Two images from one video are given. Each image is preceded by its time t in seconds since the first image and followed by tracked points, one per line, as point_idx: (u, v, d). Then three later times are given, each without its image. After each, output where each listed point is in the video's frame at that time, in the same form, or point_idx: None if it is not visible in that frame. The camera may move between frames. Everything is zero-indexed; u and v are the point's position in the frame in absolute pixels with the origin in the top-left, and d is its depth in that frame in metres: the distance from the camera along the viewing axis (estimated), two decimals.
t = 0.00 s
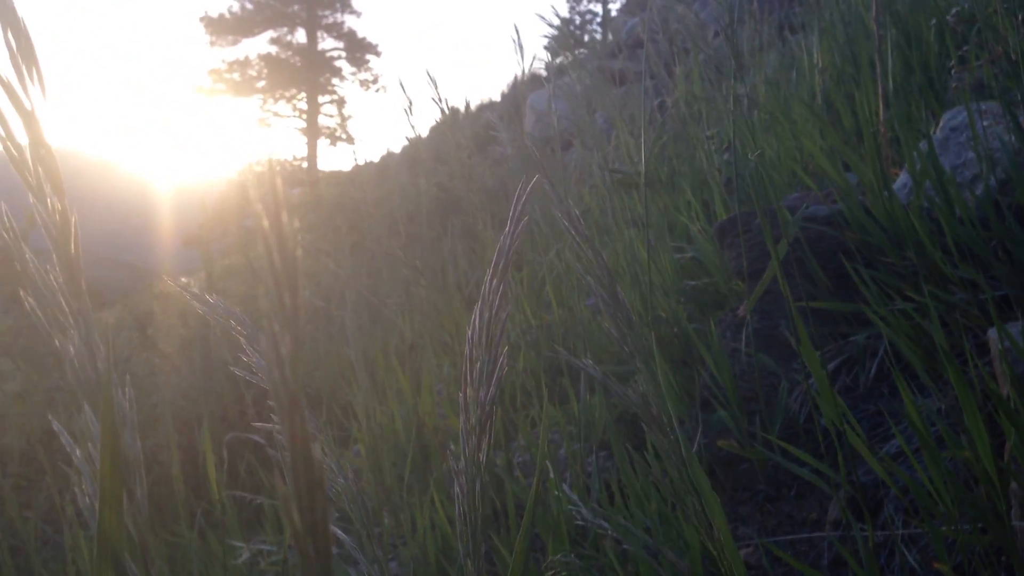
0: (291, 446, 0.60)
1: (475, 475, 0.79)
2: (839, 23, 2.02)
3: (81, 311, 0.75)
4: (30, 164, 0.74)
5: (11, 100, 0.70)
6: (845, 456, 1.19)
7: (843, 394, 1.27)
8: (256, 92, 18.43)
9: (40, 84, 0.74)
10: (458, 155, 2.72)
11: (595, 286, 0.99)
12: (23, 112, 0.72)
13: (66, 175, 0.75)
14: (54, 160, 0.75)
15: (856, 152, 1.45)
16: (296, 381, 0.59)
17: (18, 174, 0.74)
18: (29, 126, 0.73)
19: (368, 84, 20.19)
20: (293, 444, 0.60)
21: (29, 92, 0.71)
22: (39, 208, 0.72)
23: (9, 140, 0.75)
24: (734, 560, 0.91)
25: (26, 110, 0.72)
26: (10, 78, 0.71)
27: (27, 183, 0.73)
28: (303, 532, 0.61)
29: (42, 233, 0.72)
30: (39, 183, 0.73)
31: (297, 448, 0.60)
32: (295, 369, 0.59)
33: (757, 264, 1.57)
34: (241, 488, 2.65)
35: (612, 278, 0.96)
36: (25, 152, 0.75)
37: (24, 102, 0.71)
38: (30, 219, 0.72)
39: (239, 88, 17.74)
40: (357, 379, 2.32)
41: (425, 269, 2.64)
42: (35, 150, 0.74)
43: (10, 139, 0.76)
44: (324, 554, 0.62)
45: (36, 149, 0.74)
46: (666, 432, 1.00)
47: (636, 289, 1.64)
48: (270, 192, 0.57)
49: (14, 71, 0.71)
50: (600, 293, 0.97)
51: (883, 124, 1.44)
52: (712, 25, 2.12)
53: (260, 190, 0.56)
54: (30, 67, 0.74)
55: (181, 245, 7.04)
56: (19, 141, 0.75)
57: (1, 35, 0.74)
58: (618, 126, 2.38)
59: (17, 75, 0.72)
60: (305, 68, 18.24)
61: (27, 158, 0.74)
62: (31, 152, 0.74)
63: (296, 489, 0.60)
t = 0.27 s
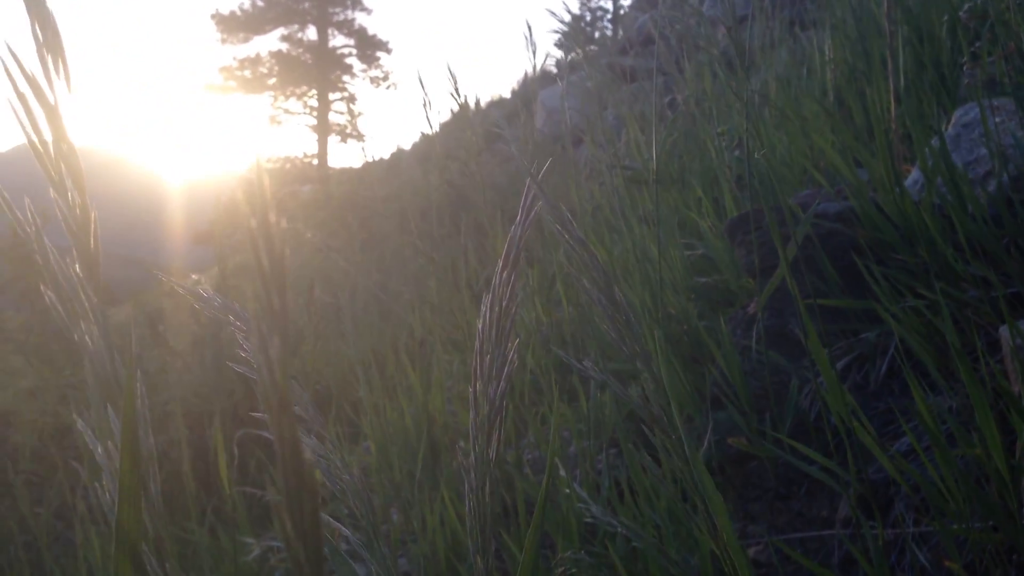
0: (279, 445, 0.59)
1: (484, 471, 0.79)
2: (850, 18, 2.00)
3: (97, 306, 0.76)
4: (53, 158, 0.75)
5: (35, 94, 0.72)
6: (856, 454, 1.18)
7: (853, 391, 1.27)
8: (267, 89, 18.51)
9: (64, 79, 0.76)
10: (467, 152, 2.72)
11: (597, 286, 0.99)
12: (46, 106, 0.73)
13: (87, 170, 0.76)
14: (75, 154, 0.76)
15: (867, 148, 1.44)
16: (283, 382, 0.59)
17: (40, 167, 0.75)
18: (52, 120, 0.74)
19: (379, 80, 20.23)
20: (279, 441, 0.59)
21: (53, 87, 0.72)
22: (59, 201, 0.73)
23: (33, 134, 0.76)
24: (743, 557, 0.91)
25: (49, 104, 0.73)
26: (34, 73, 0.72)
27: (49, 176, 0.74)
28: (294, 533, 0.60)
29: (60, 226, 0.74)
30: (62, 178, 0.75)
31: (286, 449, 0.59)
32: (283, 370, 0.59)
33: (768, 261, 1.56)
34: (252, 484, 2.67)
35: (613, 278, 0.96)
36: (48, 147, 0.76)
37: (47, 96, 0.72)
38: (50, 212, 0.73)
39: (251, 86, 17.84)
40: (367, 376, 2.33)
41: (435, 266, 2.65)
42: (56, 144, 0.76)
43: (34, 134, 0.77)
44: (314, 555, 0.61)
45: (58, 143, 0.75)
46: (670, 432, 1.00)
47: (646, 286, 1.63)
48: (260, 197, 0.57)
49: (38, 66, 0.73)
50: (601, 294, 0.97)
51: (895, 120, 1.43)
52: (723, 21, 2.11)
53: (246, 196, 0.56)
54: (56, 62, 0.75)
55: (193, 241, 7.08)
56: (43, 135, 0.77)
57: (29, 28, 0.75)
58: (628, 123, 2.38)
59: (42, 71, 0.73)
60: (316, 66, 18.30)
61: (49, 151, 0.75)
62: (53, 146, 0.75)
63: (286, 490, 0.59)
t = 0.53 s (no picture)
0: (290, 447, 0.58)
1: (491, 473, 0.80)
2: (858, 19, 2.00)
3: (113, 308, 0.78)
4: (72, 164, 0.74)
5: (56, 100, 0.71)
6: (863, 456, 1.18)
7: (861, 393, 1.26)
8: (274, 91, 18.58)
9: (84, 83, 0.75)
10: (474, 154, 2.73)
11: (610, 285, 0.99)
12: (67, 112, 0.73)
13: (107, 175, 0.76)
14: (95, 158, 0.76)
15: (875, 150, 1.43)
16: (297, 381, 0.59)
17: (59, 172, 0.75)
18: (72, 126, 0.74)
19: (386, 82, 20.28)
20: (293, 443, 0.58)
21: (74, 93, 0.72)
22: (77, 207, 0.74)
23: (54, 137, 0.76)
24: (750, 559, 0.91)
25: (70, 109, 0.73)
26: (55, 79, 0.72)
27: (68, 182, 0.75)
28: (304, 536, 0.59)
29: (80, 231, 0.74)
30: (81, 183, 0.75)
31: (298, 449, 0.59)
32: (295, 370, 0.59)
33: (775, 262, 1.56)
34: (260, 486, 2.68)
35: (626, 277, 0.96)
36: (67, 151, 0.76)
37: (68, 103, 0.72)
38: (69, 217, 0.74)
39: (258, 88, 17.91)
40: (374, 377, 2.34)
41: (442, 267, 2.65)
42: (76, 149, 0.75)
43: (55, 137, 0.77)
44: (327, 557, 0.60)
45: (77, 147, 0.74)
46: (680, 431, 1.01)
47: (653, 288, 1.64)
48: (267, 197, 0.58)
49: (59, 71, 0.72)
50: (615, 293, 0.97)
51: (903, 122, 1.43)
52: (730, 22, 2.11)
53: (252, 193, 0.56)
54: (77, 69, 0.75)
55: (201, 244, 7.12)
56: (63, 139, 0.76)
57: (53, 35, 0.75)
58: (635, 125, 2.38)
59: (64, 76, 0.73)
60: (323, 68, 18.36)
61: (68, 157, 0.75)
62: (72, 151, 0.74)
63: (298, 488, 0.59)
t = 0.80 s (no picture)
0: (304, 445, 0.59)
1: (501, 471, 0.80)
2: (867, 18, 1.99)
3: (113, 307, 0.78)
4: (70, 164, 0.79)
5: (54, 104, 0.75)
6: (873, 455, 1.18)
7: (870, 392, 1.26)
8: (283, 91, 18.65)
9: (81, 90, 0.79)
10: (482, 153, 2.73)
11: (618, 286, 0.99)
12: (65, 116, 0.76)
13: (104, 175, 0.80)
14: (92, 160, 0.80)
15: (884, 149, 1.43)
16: (319, 378, 0.59)
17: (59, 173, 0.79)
18: (71, 129, 0.78)
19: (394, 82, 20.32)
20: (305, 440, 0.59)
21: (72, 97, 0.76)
22: (76, 204, 0.77)
23: (52, 141, 0.81)
24: (760, 557, 0.91)
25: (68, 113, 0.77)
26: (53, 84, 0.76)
27: (67, 183, 0.78)
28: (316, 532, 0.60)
29: (79, 230, 0.77)
30: (79, 184, 0.79)
31: (315, 444, 0.59)
32: (315, 366, 0.59)
33: (784, 262, 1.56)
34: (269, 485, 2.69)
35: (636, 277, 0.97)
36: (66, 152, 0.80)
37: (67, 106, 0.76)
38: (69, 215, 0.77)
39: (267, 88, 17.98)
40: (382, 377, 2.34)
41: (450, 267, 2.66)
42: (75, 151, 0.80)
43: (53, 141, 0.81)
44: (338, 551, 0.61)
45: (75, 150, 0.79)
46: (688, 431, 1.01)
47: (662, 287, 1.64)
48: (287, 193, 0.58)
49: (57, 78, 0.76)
50: (624, 291, 0.98)
51: (912, 120, 1.42)
52: (739, 21, 2.11)
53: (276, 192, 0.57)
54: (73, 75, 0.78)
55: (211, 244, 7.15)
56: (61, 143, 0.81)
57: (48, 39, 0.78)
58: (643, 124, 2.37)
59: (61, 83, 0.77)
60: (332, 68, 18.42)
61: (67, 158, 0.79)
62: (71, 153, 0.79)
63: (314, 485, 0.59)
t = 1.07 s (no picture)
0: (303, 444, 0.59)
1: (508, 469, 0.80)
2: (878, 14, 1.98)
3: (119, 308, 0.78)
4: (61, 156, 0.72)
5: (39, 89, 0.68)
6: (882, 453, 1.18)
7: (880, 390, 1.26)
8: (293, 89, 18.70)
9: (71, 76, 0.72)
10: (491, 151, 2.73)
11: (625, 283, 0.99)
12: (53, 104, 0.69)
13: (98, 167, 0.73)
14: (84, 153, 0.74)
15: (894, 146, 1.42)
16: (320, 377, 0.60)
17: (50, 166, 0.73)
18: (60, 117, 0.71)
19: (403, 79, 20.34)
20: (305, 439, 0.59)
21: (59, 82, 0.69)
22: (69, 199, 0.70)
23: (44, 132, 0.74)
24: (768, 556, 0.91)
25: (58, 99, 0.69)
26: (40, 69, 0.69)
27: (58, 175, 0.71)
28: (318, 528, 0.60)
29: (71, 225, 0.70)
30: (71, 176, 0.72)
31: (305, 449, 0.59)
32: (300, 368, 0.59)
33: (794, 259, 1.55)
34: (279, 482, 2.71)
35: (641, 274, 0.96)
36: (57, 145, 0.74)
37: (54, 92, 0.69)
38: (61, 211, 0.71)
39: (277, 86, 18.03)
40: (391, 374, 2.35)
41: (459, 264, 2.66)
42: (67, 142, 0.73)
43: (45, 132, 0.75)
44: (339, 547, 0.61)
45: (67, 142, 0.72)
46: (695, 429, 1.01)
47: (670, 285, 1.63)
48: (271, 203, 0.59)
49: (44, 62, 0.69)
50: (630, 288, 0.98)
51: (923, 117, 1.41)
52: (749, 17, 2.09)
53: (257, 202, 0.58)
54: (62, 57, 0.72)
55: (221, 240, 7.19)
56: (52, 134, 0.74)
57: (32, 21, 0.71)
58: (652, 121, 2.37)
59: (48, 69, 0.70)
60: (341, 66, 18.46)
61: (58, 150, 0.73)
62: (62, 144, 0.73)
63: (312, 485, 0.60)
